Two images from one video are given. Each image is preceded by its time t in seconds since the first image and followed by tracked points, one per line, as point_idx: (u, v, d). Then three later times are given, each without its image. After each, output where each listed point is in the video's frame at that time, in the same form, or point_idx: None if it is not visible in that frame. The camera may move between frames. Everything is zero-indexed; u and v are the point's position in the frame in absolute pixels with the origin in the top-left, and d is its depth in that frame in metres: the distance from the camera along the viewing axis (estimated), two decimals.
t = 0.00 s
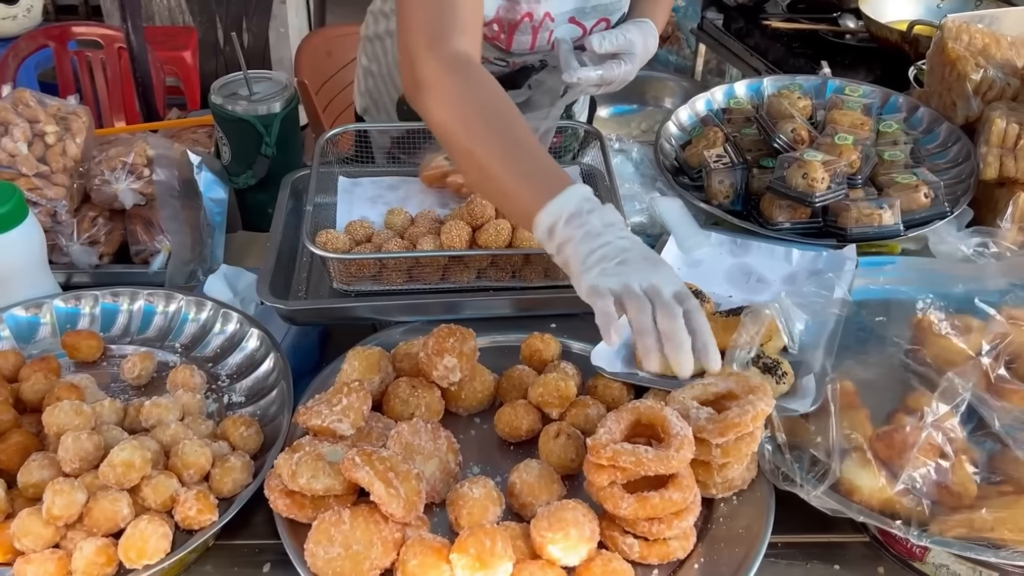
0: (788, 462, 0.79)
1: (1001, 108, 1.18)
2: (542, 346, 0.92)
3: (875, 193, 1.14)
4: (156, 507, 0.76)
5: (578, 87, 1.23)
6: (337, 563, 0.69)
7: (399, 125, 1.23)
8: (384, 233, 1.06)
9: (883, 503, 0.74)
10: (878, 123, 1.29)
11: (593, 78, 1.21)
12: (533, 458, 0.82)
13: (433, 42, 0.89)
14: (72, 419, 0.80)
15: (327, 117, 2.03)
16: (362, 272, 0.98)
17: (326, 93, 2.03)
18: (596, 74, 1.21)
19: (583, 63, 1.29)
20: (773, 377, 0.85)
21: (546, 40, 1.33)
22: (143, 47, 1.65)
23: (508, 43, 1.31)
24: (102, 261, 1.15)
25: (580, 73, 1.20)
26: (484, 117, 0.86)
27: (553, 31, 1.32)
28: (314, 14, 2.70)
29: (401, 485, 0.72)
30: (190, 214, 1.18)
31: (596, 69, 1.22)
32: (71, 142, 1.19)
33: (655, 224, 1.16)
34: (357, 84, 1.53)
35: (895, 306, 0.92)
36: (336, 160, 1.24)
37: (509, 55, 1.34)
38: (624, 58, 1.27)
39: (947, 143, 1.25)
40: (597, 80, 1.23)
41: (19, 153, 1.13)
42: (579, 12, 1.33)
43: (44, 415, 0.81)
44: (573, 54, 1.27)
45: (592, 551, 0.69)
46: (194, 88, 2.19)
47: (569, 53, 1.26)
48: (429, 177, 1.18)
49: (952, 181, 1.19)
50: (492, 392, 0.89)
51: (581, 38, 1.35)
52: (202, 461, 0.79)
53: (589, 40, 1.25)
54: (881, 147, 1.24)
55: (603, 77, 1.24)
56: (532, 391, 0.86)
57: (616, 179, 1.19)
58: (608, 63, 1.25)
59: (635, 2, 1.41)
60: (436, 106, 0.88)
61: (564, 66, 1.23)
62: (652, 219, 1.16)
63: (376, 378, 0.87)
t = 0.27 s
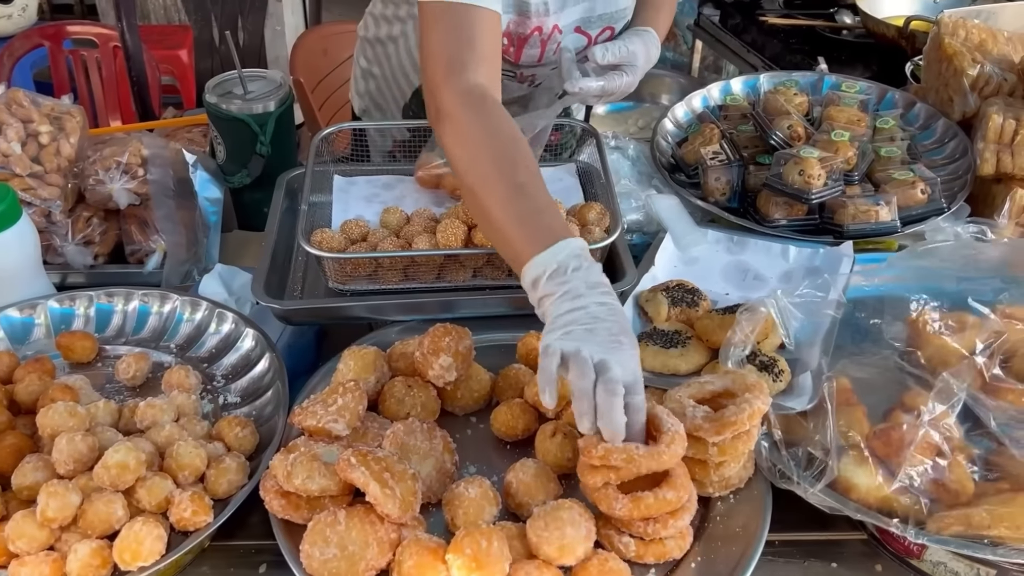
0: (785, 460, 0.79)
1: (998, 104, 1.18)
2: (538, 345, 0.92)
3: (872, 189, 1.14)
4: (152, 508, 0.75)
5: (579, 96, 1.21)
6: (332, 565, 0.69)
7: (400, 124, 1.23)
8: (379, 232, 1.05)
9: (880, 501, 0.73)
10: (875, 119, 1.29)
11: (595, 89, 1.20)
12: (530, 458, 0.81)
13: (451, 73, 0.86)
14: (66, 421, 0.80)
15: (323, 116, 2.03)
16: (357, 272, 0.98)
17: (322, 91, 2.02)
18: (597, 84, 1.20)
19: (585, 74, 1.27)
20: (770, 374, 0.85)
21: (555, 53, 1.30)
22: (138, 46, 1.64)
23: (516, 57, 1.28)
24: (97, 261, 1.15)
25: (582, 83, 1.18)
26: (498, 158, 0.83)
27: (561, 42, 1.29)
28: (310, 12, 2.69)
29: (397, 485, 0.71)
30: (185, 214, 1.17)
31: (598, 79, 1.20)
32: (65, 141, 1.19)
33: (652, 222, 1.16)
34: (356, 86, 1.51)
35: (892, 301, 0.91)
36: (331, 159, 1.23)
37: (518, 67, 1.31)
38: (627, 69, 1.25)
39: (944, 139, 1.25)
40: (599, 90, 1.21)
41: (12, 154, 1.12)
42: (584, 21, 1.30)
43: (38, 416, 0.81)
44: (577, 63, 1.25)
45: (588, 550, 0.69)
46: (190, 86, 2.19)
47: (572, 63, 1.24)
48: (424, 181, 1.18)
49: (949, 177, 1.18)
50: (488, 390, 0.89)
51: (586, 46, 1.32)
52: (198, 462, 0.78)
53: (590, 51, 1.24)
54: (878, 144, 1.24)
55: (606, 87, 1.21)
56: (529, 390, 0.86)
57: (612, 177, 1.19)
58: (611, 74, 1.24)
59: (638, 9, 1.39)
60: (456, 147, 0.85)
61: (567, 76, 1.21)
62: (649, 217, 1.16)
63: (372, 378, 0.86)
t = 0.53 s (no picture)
0: (783, 457, 0.79)
1: (995, 100, 1.18)
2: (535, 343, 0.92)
3: (869, 185, 1.14)
4: (149, 508, 0.75)
5: (574, 95, 1.21)
6: (330, 564, 0.69)
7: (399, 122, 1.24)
8: (376, 230, 1.05)
9: (878, 498, 0.73)
10: (872, 115, 1.29)
11: (590, 87, 1.20)
12: (527, 456, 0.81)
13: (392, 59, 0.87)
14: (63, 421, 0.80)
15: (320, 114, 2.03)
16: (354, 270, 0.97)
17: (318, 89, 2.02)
18: (591, 83, 1.20)
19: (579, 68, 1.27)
20: (767, 371, 0.85)
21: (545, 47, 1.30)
22: (134, 44, 1.64)
23: (504, 50, 1.28)
24: (93, 261, 1.14)
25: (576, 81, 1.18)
26: (432, 126, 0.82)
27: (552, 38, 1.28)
28: (307, 10, 2.68)
29: (395, 484, 0.71)
30: (182, 213, 1.18)
31: (592, 78, 1.20)
32: (61, 141, 1.18)
33: (649, 219, 1.16)
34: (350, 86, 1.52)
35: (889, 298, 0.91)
36: (327, 157, 1.23)
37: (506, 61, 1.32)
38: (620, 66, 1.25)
39: (941, 135, 1.25)
40: (593, 89, 1.21)
41: (7, 153, 1.12)
42: (577, 16, 1.28)
43: (34, 416, 0.81)
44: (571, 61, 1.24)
45: (586, 548, 0.69)
46: (187, 85, 2.18)
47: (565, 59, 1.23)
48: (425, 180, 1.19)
49: (946, 173, 1.18)
50: (486, 389, 0.89)
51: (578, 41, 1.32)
52: (195, 462, 0.78)
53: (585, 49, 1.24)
54: (875, 140, 1.24)
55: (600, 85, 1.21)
56: (526, 388, 0.85)
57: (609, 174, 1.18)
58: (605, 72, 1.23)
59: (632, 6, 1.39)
60: (393, 123, 0.84)
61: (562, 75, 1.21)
62: (646, 214, 1.16)
63: (369, 377, 0.86)
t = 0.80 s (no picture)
0: (780, 456, 0.78)
1: (991, 97, 1.18)
2: (532, 342, 0.91)
3: (866, 183, 1.14)
4: (143, 509, 0.75)
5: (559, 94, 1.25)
6: (325, 564, 0.69)
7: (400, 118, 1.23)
8: (372, 229, 1.05)
9: (874, 496, 0.73)
10: (868, 112, 1.28)
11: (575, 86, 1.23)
12: (524, 455, 0.81)
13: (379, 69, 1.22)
14: (57, 422, 0.79)
15: (317, 112, 2.02)
16: (349, 269, 0.97)
17: (315, 87, 2.04)
18: (577, 82, 1.23)
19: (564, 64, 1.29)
20: (764, 370, 0.84)
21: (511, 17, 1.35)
22: (129, 43, 1.63)
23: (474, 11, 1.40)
24: (88, 261, 1.14)
25: (561, 84, 1.21)
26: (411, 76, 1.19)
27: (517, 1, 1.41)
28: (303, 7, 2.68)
29: (390, 484, 0.71)
30: (177, 212, 1.17)
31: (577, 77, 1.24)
32: (55, 140, 1.18)
33: (646, 217, 1.15)
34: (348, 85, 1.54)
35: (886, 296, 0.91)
36: (323, 156, 1.23)
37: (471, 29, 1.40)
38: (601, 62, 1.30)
39: (938, 132, 1.24)
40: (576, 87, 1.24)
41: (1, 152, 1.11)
42: None
43: (28, 417, 0.80)
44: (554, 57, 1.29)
45: (583, 548, 0.69)
46: (183, 83, 2.18)
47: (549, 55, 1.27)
48: (417, 184, 1.17)
49: (943, 170, 1.18)
50: (482, 388, 0.88)
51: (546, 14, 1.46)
52: (190, 462, 0.78)
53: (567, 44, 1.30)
54: (872, 137, 1.23)
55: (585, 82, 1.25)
56: (523, 387, 0.85)
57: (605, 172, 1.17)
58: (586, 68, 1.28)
59: None
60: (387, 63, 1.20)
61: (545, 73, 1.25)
62: (643, 212, 1.16)
63: (365, 377, 0.86)
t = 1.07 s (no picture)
0: (775, 454, 0.78)
1: (987, 95, 1.18)
2: (527, 341, 0.91)
3: (861, 181, 1.14)
4: (137, 510, 0.75)
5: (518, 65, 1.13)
6: (319, 564, 0.68)
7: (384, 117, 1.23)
8: (367, 228, 1.05)
9: (869, 495, 0.73)
10: (864, 111, 1.28)
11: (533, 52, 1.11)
12: (519, 454, 0.81)
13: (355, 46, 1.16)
14: (50, 422, 0.79)
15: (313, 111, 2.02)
16: (344, 268, 0.97)
17: (311, 86, 2.03)
18: (534, 49, 1.10)
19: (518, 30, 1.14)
20: (758, 369, 0.84)
21: None
22: (125, 42, 1.63)
23: None
24: (83, 260, 1.13)
25: (516, 51, 1.09)
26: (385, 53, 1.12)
27: None
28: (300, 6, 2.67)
29: (385, 484, 0.71)
30: (172, 212, 1.17)
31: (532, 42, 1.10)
32: (49, 139, 1.17)
33: (641, 215, 1.15)
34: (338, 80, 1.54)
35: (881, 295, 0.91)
36: (318, 155, 1.22)
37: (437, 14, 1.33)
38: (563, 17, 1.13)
39: (934, 131, 1.24)
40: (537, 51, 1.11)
41: None
42: None
43: (21, 418, 0.80)
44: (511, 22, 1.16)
45: (577, 548, 0.69)
46: (179, 82, 2.17)
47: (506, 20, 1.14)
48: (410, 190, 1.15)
49: (938, 168, 1.18)
50: (477, 388, 0.88)
51: None
52: (183, 463, 0.78)
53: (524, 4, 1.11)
54: (867, 135, 1.23)
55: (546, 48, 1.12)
56: (517, 386, 0.85)
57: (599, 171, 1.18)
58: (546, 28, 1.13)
59: None
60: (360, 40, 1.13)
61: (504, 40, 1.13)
62: (638, 211, 1.15)
63: (359, 376, 0.86)
